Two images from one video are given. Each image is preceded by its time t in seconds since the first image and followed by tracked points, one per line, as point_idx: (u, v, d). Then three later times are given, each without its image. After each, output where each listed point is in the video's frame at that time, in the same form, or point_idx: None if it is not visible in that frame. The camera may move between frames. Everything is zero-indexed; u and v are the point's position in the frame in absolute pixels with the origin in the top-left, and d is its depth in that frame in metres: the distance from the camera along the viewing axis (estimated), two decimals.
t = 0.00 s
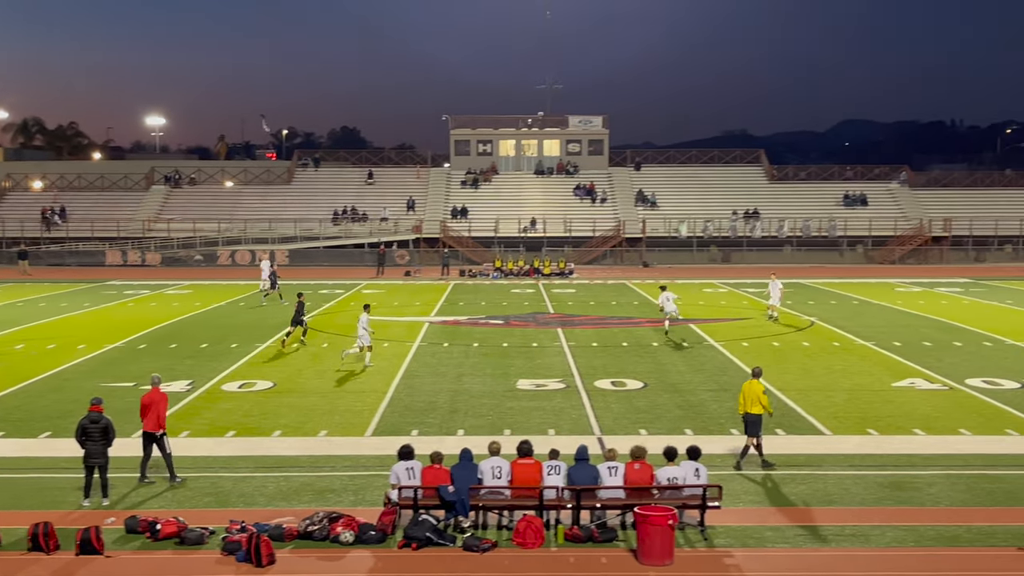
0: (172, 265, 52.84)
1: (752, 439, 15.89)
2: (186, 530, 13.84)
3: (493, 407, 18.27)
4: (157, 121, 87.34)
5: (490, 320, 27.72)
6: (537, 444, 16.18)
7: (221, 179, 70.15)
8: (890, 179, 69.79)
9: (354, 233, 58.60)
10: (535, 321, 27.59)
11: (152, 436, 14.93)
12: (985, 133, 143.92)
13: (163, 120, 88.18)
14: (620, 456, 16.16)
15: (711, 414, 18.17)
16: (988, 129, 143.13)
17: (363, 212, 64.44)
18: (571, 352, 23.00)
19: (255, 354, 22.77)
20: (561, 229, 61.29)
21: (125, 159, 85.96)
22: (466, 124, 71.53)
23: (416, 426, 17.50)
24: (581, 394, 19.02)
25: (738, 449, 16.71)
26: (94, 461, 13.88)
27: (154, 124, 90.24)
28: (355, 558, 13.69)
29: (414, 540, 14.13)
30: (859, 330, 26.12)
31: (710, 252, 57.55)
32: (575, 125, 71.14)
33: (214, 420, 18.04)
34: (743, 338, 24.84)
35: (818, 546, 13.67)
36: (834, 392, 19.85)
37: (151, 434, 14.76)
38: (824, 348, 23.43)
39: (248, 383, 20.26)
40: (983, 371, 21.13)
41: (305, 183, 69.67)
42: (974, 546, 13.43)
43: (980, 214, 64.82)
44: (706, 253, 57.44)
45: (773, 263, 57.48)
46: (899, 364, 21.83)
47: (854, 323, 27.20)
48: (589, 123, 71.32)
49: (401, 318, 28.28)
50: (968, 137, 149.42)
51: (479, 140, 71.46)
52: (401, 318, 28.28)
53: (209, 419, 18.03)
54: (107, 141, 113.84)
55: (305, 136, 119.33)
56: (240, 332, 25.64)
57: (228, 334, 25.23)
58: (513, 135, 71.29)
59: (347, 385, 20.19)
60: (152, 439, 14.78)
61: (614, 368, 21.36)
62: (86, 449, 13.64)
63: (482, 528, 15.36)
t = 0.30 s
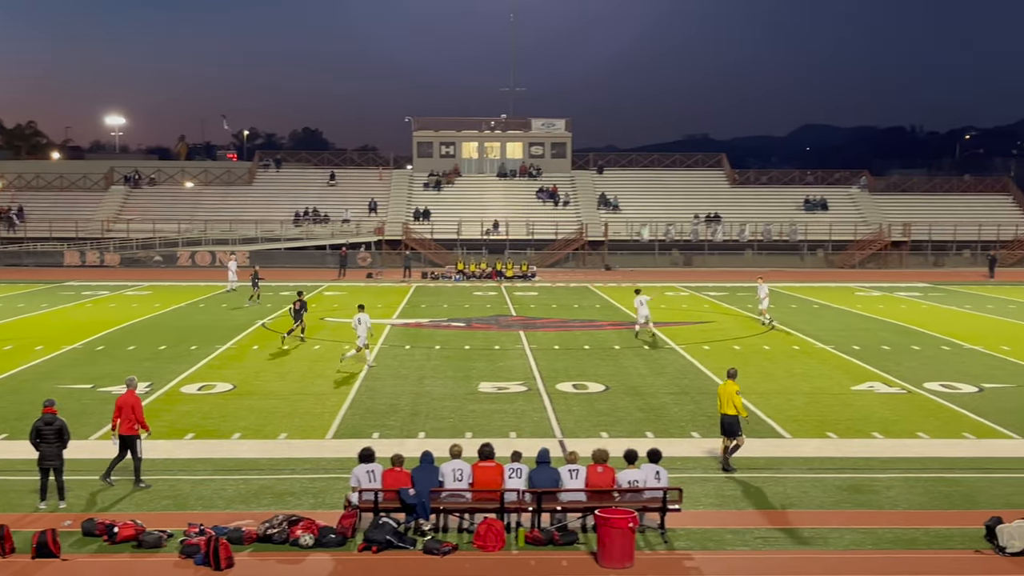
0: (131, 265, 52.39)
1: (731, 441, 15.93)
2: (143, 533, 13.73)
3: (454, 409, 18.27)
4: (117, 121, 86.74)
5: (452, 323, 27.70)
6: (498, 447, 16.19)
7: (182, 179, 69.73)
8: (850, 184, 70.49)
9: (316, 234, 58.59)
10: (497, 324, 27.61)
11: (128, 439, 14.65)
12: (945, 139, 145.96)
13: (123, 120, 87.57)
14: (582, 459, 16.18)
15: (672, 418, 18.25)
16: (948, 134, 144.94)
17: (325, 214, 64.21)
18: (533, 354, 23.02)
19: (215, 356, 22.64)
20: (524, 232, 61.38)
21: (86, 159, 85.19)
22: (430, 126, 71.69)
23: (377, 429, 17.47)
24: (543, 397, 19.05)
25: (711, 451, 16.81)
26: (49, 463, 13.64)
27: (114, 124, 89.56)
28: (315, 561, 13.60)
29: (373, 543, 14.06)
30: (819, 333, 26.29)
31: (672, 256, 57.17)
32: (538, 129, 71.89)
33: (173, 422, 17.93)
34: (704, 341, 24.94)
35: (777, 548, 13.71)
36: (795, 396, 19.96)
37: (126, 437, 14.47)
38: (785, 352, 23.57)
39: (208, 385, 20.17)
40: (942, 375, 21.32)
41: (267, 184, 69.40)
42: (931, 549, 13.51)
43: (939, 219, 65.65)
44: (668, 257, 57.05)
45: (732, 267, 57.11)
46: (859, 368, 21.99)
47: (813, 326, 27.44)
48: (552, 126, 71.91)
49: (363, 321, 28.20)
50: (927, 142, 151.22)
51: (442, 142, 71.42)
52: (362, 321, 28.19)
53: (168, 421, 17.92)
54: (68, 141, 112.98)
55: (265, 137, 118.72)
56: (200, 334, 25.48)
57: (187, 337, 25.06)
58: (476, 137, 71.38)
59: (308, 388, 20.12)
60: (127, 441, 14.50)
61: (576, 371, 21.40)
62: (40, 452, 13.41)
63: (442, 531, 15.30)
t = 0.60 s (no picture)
0: (99, 263, 51.92)
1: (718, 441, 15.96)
2: (112, 532, 13.66)
3: (425, 408, 18.28)
4: (86, 118, 86.02)
5: (423, 321, 27.69)
6: (469, 446, 16.22)
7: (151, 177, 69.23)
8: (820, 185, 70.95)
9: (286, 233, 58.38)
10: (468, 323, 27.62)
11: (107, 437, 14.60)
12: (914, 141, 147.52)
13: (91, 117, 86.83)
14: (552, 457, 16.22)
15: (642, 417, 18.32)
16: (917, 135, 146.25)
17: (296, 212, 64.06)
18: (504, 354, 23.05)
19: (184, 355, 22.56)
20: (495, 231, 61.38)
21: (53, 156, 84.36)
22: (401, 124, 71.52)
23: (348, 428, 17.45)
24: (513, 396, 19.09)
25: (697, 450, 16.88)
26: (12, 462, 13.57)
27: (82, 121, 88.77)
28: (285, 561, 13.56)
29: (344, 542, 14.03)
30: (790, 333, 26.39)
31: (642, 256, 57.32)
32: (509, 128, 71.66)
33: (143, 420, 17.88)
34: (674, 340, 25.02)
35: (745, 547, 13.77)
36: (764, 395, 20.05)
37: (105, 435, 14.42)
38: (754, 351, 23.68)
39: (177, 384, 20.08)
40: (910, 375, 21.48)
41: (236, 182, 69.02)
42: (900, 547, 13.59)
43: (907, 220, 66.24)
44: (638, 257, 57.34)
45: (702, 266, 57.35)
46: (828, 368, 22.12)
47: (780, 326, 27.59)
48: (523, 125, 71.98)
49: (333, 320, 28.13)
50: (896, 142, 152.62)
51: (413, 141, 71.18)
52: (333, 320, 28.13)
53: (138, 420, 17.86)
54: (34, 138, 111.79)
55: (235, 134, 117.94)
56: (168, 332, 25.35)
57: (156, 335, 24.90)
58: (447, 136, 71.28)
59: (278, 386, 20.07)
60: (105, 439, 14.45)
61: (547, 369, 21.44)
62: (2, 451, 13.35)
63: (413, 530, 15.25)
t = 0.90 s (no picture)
0: (72, 260, 51.61)
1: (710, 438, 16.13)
2: (84, 530, 13.59)
3: (400, 406, 18.26)
4: (59, 114, 85.44)
5: (398, 319, 27.64)
6: (443, 444, 16.20)
7: (125, 174, 68.84)
8: (794, 184, 71.20)
9: (261, 231, 58.22)
10: (443, 321, 27.60)
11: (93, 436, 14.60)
12: (888, 141, 148.64)
13: (65, 112, 86.21)
14: (527, 455, 16.24)
15: (617, 415, 18.37)
16: (891, 134, 147.23)
17: (270, 209, 63.92)
18: (479, 352, 23.04)
19: (158, 352, 22.46)
20: (471, 229, 61.39)
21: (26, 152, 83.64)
22: (377, 122, 71.38)
23: (322, 426, 17.41)
24: (488, 394, 19.09)
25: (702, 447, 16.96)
26: None
27: (55, 116, 88.10)
28: (258, 559, 13.50)
29: (317, 540, 13.97)
30: (765, 332, 26.46)
31: (618, 255, 58.09)
32: (485, 126, 71.73)
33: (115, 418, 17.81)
34: (650, 338, 25.06)
35: (718, 545, 13.79)
36: (738, 393, 20.10)
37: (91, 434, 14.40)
38: (728, 350, 23.75)
39: (150, 381, 19.99)
40: (883, 373, 21.61)
41: (211, 179, 68.69)
42: (871, 545, 13.65)
43: (882, 220, 66.61)
44: (614, 255, 57.90)
45: (677, 265, 57.45)
46: (801, 366, 22.20)
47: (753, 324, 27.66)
48: (499, 123, 72.05)
49: (308, 317, 28.05)
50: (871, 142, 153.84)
51: (389, 138, 71.00)
52: (307, 317, 28.05)
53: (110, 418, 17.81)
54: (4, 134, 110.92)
55: (210, 131, 117.29)
56: (142, 330, 25.23)
57: (130, 332, 24.75)
58: (423, 134, 71.18)
59: (252, 384, 20.00)
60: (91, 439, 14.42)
61: (522, 368, 21.45)
62: None
63: (387, 528, 15.18)
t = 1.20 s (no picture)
0: (49, 256, 51.39)
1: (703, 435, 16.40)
2: (60, 527, 13.54)
3: (378, 404, 18.27)
4: (37, 109, 84.89)
5: (377, 317, 27.62)
6: (421, 442, 16.20)
7: (102, 170, 68.59)
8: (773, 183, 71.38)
9: (239, 228, 58.02)
10: (422, 319, 27.60)
11: (84, 431, 14.71)
12: (867, 140, 149.36)
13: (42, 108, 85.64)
14: (505, 453, 16.27)
15: (595, 413, 18.41)
16: (870, 134, 147.74)
17: (249, 206, 63.72)
18: (458, 350, 23.04)
19: (135, 349, 22.38)
20: (450, 227, 61.32)
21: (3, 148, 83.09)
22: (356, 119, 71.24)
23: (300, 424, 17.39)
24: (467, 392, 19.10)
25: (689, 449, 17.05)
26: None
27: (32, 112, 87.52)
28: (236, 557, 13.46)
29: (295, 538, 13.93)
30: (744, 330, 26.50)
31: (597, 253, 58.15)
32: (465, 124, 72.10)
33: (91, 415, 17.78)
34: (629, 337, 25.13)
35: (695, 543, 13.82)
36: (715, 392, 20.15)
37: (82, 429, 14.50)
38: (707, 349, 23.80)
39: (127, 378, 19.96)
40: (860, 372, 21.74)
41: (189, 175, 68.39)
42: (848, 543, 13.70)
43: (860, 219, 66.90)
44: (593, 254, 58.08)
45: (657, 264, 57.50)
46: (779, 365, 22.29)
47: (730, 324, 27.68)
48: (479, 121, 72.07)
49: (286, 315, 28.01)
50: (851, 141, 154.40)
51: (369, 136, 70.90)
52: (285, 314, 28.01)
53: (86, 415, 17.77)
54: None
55: (188, 128, 116.80)
56: (118, 327, 25.13)
57: (107, 329, 24.66)
58: (403, 131, 71.10)
59: (229, 382, 19.96)
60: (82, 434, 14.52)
61: (501, 366, 21.46)
62: None
63: (365, 526, 15.15)
